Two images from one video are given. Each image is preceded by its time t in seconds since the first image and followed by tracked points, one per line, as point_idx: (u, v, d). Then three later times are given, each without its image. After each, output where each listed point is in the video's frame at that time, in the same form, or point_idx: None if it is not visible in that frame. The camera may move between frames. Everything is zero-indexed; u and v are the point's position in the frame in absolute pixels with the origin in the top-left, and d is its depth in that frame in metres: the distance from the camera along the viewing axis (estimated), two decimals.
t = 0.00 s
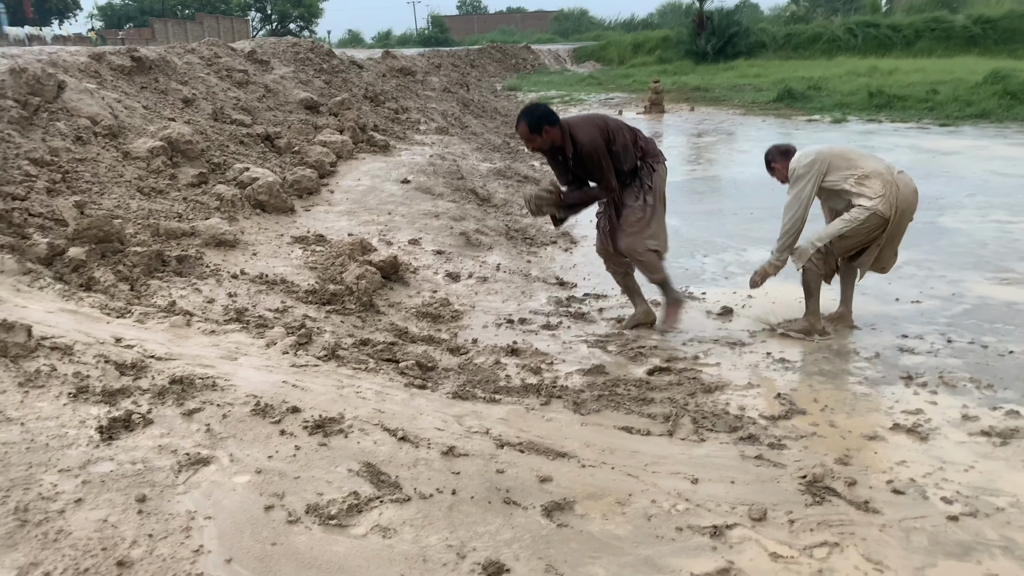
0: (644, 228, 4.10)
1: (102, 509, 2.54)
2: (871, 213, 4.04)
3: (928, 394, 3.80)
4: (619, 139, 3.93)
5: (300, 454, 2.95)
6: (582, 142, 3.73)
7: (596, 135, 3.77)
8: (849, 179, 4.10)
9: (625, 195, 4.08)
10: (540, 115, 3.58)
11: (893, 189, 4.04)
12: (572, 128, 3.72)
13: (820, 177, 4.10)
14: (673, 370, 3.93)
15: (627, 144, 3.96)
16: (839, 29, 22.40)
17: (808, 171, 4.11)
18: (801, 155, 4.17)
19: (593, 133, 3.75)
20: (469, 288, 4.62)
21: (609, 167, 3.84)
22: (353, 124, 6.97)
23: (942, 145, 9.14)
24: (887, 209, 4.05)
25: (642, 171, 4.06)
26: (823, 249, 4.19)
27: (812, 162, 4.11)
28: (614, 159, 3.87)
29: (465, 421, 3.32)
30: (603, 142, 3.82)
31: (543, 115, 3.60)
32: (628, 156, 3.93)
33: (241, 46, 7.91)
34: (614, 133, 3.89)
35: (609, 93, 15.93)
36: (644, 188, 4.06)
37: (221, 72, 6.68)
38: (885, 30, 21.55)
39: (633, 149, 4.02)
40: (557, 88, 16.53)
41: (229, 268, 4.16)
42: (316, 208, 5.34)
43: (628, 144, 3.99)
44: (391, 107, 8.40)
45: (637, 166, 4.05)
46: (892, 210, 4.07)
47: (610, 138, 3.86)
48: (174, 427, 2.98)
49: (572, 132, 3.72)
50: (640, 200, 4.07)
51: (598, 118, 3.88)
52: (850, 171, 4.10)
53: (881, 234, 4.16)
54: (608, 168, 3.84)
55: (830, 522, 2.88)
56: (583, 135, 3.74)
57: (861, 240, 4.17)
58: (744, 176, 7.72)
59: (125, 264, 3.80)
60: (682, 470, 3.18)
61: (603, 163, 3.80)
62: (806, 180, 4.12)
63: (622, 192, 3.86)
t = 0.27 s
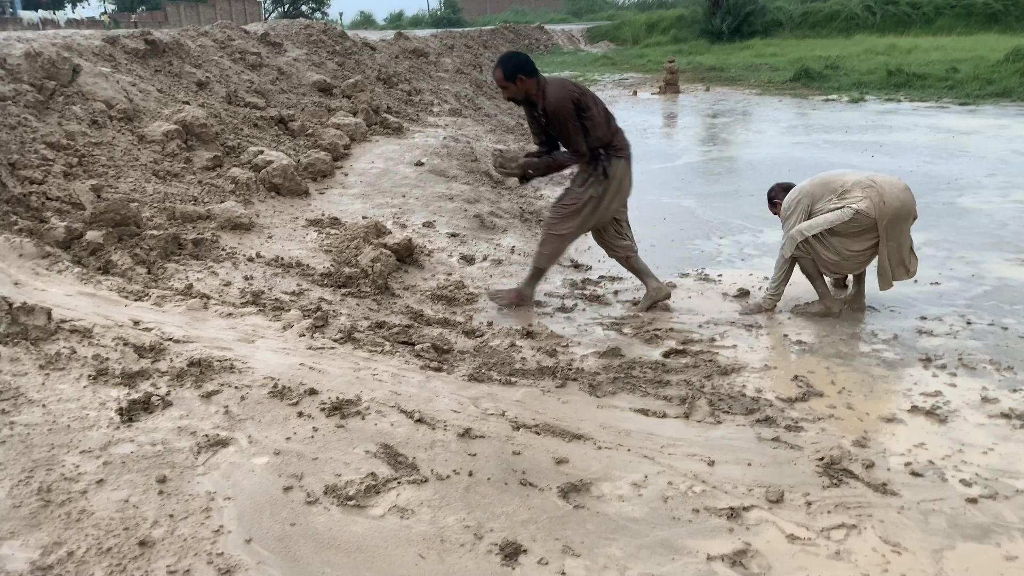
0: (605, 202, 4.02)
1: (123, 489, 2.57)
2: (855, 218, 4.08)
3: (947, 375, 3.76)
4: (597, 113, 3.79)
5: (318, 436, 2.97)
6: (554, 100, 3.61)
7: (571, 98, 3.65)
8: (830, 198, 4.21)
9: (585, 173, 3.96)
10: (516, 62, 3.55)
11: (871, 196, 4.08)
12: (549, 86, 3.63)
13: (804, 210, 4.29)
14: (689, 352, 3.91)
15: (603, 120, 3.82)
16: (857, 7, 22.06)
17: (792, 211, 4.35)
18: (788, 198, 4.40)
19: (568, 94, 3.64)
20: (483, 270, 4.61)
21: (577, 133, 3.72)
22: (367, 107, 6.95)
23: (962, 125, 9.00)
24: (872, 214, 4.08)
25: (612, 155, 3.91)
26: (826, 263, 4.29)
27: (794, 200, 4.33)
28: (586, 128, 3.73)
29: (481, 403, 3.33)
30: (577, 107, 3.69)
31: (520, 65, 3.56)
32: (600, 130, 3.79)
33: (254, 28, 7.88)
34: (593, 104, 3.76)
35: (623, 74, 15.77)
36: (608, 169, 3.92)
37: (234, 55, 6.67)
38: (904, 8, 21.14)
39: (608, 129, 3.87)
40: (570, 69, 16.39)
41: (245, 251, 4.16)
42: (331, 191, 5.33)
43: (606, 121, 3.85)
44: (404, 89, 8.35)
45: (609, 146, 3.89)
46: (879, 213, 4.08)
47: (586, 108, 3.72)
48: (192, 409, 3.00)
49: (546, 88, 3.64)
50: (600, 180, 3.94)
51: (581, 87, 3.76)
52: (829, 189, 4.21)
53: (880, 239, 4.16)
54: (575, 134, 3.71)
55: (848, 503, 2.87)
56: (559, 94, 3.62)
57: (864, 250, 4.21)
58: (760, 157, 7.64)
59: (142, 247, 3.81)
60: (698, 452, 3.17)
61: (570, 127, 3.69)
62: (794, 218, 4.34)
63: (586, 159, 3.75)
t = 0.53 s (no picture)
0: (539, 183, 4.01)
1: (133, 477, 2.59)
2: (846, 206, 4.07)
3: (957, 363, 3.74)
4: (529, 97, 3.74)
5: (326, 424, 2.98)
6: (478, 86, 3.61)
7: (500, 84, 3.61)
8: (821, 189, 4.21)
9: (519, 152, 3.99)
10: (445, 45, 3.54)
11: (859, 184, 4.05)
12: (477, 70, 3.59)
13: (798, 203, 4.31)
14: (697, 339, 3.89)
15: (534, 105, 3.77)
16: None
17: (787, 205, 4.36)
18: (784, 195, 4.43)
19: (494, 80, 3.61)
20: (491, 258, 4.60)
21: (502, 117, 3.72)
22: (374, 94, 6.93)
23: (974, 110, 8.90)
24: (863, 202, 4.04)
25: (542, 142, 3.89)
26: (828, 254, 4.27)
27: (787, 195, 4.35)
28: (513, 114, 3.71)
29: (488, 390, 3.33)
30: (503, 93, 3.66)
31: (449, 46, 3.55)
32: (527, 116, 3.76)
33: (261, 15, 7.85)
34: (525, 89, 3.71)
35: (631, 60, 15.66)
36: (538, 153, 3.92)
37: (241, 43, 6.65)
38: None
39: (542, 114, 3.83)
40: (579, 55, 16.29)
41: (253, 239, 4.17)
42: (339, 179, 5.33)
43: (539, 106, 3.81)
44: (411, 77, 8.33)
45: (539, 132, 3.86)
46: (870, 201, 4.04)
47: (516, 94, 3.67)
48: (201, 397, 3.02)
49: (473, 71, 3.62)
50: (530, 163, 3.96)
51: (517, 69, 3.69)
52: (819, 181, 4.21)
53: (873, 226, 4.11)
54: (499, 118, 3.72)
55: (856, 492, 2.86)
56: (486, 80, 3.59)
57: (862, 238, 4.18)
58: (770, 143, 7.58)
59: (150, 236, 3.83)
60: (705, 440, 3.16)
61: (494, 112, 3.70)
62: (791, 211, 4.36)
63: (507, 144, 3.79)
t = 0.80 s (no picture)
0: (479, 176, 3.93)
1: (141, 477, 2.61)
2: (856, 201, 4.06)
3: (966, 365, 3.72)
4: (473, 95, 3.73)
5: (332, 424, 3.00)
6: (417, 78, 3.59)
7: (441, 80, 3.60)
8: (830, 177, 4.19)
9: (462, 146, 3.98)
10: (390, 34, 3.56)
11: (871, 175, 4.05)
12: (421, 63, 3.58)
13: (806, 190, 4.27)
14: (704, 341, 3.89)
15: (477, 103, 3.77)
16: None
17: (794, 192, 4.32)
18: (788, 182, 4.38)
19: (437, 76, 3.59)
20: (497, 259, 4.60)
21: (438, 113, 3.75)
22: (382, 95, 6.96)
23: (985, 110, 8.84)
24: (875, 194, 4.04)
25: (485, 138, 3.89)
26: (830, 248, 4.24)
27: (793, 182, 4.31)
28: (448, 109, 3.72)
29: (494, 392, 3.33)
30: (445, 88, 3.66)
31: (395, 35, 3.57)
32: (467, 114, 3.77)
33: (270, 17, 7.88)
34: (469, 86, 3.69)
35: (640, 61, 15.64)
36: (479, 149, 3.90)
37: (251, 44, 6.68)
38: None
39: (484, 111, 3.83)
40: (587, 56, 16.27)
41: (261, 240, 4.19)
42: (347, 180, 5.35)
43: (483, 103, 3.80)
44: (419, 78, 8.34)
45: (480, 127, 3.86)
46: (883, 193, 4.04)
47: (455, 90, 3.67)
48: (209, 398, 3.04)
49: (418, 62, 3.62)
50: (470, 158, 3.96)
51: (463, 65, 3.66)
52: (828, 170, 4.19)
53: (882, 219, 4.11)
54: (435, 113, 3.75)
55: (862, 494, 2.85)
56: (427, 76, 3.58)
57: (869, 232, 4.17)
58: (779, 144, 7.56)
59: (159, 237, 3.86)
60: (712, 443, 3.16)
61: (433, 109, 3.72)
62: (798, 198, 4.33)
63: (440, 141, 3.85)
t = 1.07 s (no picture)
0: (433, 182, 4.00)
1: (171, 492, 2.64)
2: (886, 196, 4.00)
3: (1000, 391, 3.64)
4: (413, 92, 3.81)
5: (360, 442, 3.01)
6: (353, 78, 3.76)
7: (376, 78, 3.74)
8: (857, 161, 4.09)
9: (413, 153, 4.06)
10: (338, 35, 3.78)
11: (900, 167, 4.02)
12: (358, 63, 3.76)
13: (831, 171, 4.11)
14: (732, 363, 3.85)
15: (416, 102, 3.83)
16: (910, 11, 21.59)
17: (817, 172, 4.13)
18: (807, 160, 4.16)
19: (373, 74, 3.73)
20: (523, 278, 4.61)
21: (377, 114, 3.79)
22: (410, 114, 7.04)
23: (1017, 130, 8.72)
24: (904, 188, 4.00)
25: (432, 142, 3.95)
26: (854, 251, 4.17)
27: (815, 159, 4.12)
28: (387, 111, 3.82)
29: (520, 412, 3.33)
30: (382, 87, 3.78)
31: (344, 37, 3.79)
32: (406, 113, 3.84)
33: (302, 37, 8.04)
34: (405, 84, 3.78)
35: (667, 80, 15.67)
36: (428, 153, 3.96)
37: (283, 64, 6.82)
38: (957, 11, 20.60)
39: (427, 112, 3.89)
40: (613, 75, 16.33)
41: (291, 257, 4.24)
42: (375, 198, 5.41)
43: (425, 103, 3.86)
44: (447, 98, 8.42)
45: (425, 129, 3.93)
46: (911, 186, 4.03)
47: (392, 89, 3.77)
48: (238, 414, 3.07)
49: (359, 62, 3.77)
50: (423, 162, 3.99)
51: (401, 61, 3.76)
52: (856, 154, 4.08)
53: (906, 213, 4.09)
54: (375, 114, 3.80)
55: (894, 522, 2.79)
56: (363, 74, 3.72)
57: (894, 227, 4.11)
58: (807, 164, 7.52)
59: (192, 253, 3.93)
60: (739, 466, 3.12)
61: (371, 110, 3.80)
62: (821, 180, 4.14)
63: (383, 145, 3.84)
